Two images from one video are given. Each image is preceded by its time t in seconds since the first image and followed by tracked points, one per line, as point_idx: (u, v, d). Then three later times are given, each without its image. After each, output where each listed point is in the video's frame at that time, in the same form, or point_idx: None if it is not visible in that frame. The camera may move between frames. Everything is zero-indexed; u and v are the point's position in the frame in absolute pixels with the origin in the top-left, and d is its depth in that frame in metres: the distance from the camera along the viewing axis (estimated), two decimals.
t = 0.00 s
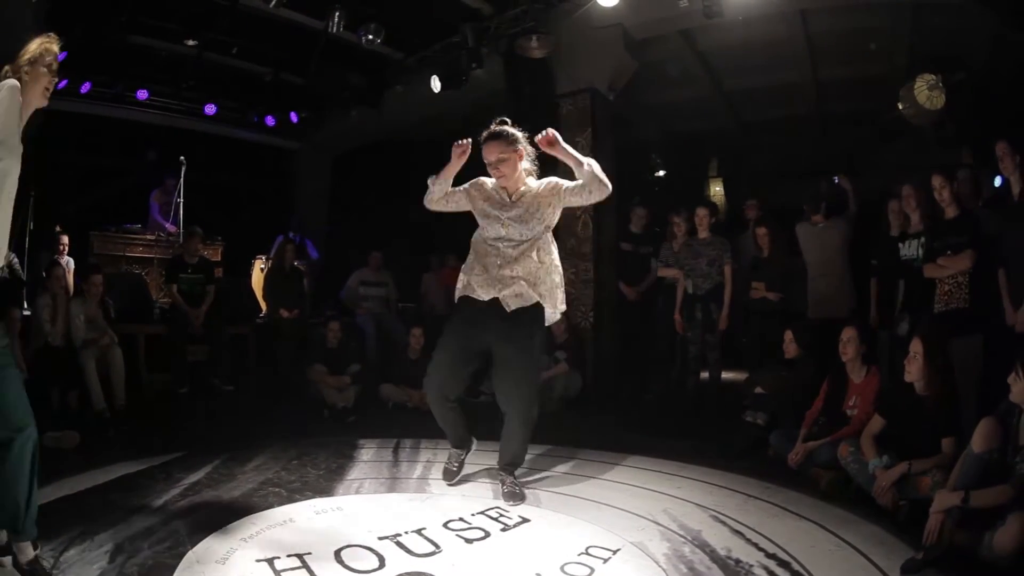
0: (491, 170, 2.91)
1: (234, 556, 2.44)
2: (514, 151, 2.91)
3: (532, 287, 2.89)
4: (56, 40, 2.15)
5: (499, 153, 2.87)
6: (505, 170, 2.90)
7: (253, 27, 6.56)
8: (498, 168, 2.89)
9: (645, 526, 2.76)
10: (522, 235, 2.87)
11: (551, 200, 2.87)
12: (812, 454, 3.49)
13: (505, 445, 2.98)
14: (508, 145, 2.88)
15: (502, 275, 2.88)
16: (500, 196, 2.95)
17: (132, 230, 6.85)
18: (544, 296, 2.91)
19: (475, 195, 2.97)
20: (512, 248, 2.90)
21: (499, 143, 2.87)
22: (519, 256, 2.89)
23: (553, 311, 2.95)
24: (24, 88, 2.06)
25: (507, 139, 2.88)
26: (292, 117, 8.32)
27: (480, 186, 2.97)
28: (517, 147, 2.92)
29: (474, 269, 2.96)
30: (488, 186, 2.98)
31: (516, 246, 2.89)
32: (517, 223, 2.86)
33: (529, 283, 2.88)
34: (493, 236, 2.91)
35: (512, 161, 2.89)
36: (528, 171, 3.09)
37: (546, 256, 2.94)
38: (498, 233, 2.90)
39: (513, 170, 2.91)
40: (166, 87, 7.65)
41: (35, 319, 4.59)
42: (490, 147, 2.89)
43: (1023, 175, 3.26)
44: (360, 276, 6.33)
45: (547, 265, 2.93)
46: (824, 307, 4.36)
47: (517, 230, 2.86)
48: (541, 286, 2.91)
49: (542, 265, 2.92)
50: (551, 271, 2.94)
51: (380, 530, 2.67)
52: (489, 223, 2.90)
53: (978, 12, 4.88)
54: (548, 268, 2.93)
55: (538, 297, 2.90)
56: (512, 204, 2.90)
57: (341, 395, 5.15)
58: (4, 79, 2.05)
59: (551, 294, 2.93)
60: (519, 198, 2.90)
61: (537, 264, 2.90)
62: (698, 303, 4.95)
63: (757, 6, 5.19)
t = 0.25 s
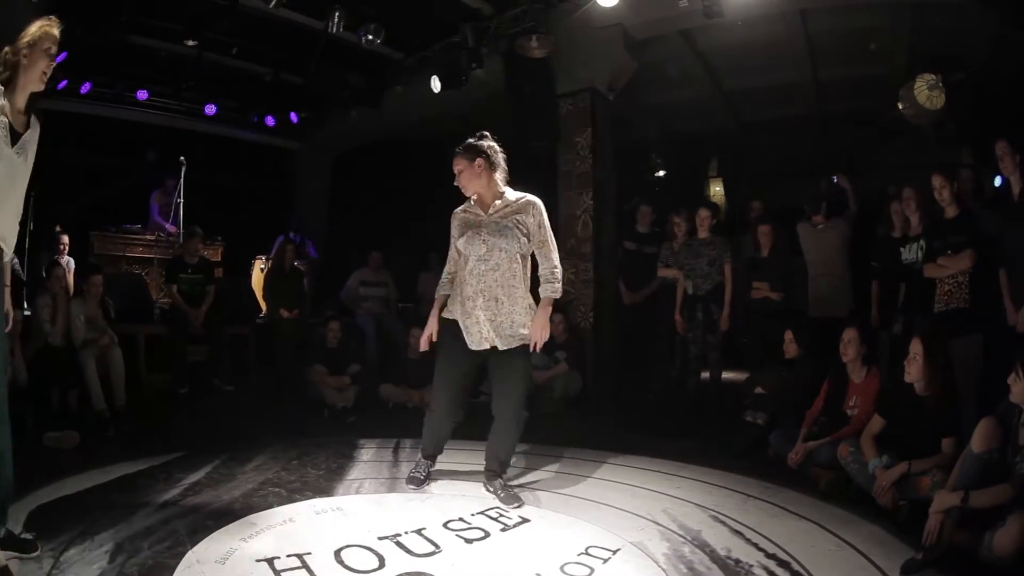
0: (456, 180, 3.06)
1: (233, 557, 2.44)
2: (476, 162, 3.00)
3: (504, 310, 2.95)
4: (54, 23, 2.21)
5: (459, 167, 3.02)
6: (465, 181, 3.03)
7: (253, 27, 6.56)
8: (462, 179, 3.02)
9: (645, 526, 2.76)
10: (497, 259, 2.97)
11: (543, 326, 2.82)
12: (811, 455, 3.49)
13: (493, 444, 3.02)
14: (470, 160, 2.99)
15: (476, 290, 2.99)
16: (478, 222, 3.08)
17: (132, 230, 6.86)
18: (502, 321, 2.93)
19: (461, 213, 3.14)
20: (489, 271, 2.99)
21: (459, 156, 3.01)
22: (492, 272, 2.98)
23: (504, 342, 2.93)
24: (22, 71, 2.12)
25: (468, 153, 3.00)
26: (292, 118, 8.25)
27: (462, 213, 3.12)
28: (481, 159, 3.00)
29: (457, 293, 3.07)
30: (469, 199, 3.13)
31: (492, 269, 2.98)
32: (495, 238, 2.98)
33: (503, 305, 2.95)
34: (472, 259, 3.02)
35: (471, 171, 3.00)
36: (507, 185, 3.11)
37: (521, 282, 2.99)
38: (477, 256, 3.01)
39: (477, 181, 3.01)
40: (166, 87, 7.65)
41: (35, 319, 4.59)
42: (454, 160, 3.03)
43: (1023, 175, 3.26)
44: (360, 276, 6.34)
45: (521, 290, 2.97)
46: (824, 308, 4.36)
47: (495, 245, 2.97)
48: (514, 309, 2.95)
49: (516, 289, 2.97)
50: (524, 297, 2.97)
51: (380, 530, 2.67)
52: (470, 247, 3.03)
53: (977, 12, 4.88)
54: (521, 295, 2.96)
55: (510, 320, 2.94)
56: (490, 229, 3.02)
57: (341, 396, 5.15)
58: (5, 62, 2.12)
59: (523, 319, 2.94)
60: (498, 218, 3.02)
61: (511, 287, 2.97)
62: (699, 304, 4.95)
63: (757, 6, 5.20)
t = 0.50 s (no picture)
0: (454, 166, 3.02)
1: (234, 556, 2.44)
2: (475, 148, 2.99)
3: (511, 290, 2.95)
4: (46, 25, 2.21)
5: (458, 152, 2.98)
6: (464, 166, 3.00)
7: (254, 26, 6.56)
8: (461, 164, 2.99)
9: (645, 526, 2.75)
10: (501, 239, 2.95)
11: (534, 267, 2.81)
12: (812, 454, 3.50)
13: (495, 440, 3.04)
14: (469, 147, 2.97)
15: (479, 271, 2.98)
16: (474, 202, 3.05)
17: (132, 229, 6.86)
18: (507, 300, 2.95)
19: (457, 195, 3.11)
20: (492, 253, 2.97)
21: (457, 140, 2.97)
22: (495, 254, 2.97)
23: (502, 325, 2.96)
24: (7, 74, 2.13)
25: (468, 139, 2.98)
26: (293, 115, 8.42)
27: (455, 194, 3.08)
28: (480, 146, 2.99)
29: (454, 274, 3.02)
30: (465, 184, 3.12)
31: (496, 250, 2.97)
32: (495, 224, 2.96)
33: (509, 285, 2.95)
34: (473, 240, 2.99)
35: (471, 156, 2.97)
36: (502, 169, 3.11)
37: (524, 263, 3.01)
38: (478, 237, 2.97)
39: (475, 167, 3.00)
40: (166, 86, 7.64)
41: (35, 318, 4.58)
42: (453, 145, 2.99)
43: None
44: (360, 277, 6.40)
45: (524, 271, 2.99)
46: (824, 308, 4.36)
47: (495, 231, 2.95)
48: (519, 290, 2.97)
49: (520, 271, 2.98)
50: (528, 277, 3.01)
51: (380, 529, 2.67)
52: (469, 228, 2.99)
53: (978, 12, 4.89)
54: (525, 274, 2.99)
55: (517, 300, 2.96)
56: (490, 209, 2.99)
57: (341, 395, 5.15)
58: None
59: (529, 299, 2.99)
60: (498, 199, 3.01)
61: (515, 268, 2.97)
62: (699, 303, 4.95)
63: (757, 6, 5.20)
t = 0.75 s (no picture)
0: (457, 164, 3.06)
1: (233, 557, 2.44)
2: (479, 147, 3.03)
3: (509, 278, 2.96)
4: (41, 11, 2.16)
5: (463, 150, 3.02)
6: (469, 165, 3.04)
7: (253, 26, 6.56)
8: (464, 161, 3.03)
9: (644, 526, 2.75)
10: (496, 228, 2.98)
11: (521, 221, 2.82)
12: (812, 455, 3.50)
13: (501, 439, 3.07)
14: (474, 146, 3.01)
15: (475, 260, 2.99)
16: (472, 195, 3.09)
17: (132, 229, 6.86)
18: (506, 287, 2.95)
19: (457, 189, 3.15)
20: (488, 241, 2.99)
21: (463, 138, 3.01)
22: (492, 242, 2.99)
23: (492, 311, 2.93)
24: None
25: (474, 137, 3.01)
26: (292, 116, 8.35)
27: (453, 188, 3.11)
28: (485, 145, 3.03)
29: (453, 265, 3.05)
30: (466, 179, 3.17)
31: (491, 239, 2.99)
32: (492, 209, 2.99)
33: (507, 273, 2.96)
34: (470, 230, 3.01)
35: (475, 155, 3.02)
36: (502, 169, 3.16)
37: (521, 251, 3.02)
38: (474, 227, 2.99)
39: (480, 165, 3.05)
40: (165, 86, 7.64)
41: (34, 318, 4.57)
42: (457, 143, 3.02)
43: None
44: (360, 277, 6.40)
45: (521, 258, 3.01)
46: (823, 308, 4.36)
47: (491, 219, 2.97)
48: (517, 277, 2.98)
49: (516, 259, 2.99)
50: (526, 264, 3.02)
51: (380, 529, 2.67)
52: (465, 218, 3.01)
53: (978, 13, 4.89)
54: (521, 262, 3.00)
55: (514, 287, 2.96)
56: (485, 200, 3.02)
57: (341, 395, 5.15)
58: None
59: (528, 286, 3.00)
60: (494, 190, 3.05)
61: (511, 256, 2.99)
62: (699, 304, 4.95)
63: (757, 7, 5.20)
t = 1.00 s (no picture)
0: (451, 166, 3.06)
1: (233, 558, 2.44)
2: (473, 148, 3.04)
3: (508, 279, 2.96)
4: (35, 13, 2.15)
5: (456, 152, 3.03)
6: (462, 166, 3.05)
7: (253, 27, 6.56)
8: (457, 162, 3.04)
9: (645, 526, 2.75)
10: (492, 230, 2.98)
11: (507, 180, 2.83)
12: (812, 454, 3.49)
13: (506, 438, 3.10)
14: (468, 147, 3.02)
15: (472, 261, 2.99)
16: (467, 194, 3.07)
17: (132, 230, 6.87)
18: (503, 286, 2.95)
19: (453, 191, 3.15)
20: (484, 241, 2.99)
21: (456, 140, 3.02)
22: (488, 243, 2.99)
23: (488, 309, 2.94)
24: None
25: (467, 139, 3.02)
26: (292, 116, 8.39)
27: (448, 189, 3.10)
28: (478, 146, 3.05)
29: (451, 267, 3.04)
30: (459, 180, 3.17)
31: (489, 240, 2.99)
32: (488, 213, 2.97)
33: (504, 274, 2.96)
34: (467, 232, 3.00)
35: (469, 156, 3.03)
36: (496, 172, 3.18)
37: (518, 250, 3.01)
38: (471, 229, 2.99)
39: (474, 166, 3.06)
40: (166, 87, 7.68)
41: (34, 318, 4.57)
42: (450, 146, 3.03)
43: None
44: (359, 277, 6.35)
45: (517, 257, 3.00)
46: (823, 308, 4.36)
47: (486, 221, 2.97)
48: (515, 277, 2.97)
49: (513, 259, 2.99)
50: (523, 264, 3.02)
51: (380, 530, 2.67)
52: (461, 220, 3.01)
53: (977, 12, 4.88)
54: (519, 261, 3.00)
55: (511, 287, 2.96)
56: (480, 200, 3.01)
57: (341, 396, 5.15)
58: None
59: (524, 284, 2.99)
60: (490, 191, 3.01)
61: (507, 255, 2.98)
62: (699, 304, 4.96)
63: (756, 7, 5.20)
